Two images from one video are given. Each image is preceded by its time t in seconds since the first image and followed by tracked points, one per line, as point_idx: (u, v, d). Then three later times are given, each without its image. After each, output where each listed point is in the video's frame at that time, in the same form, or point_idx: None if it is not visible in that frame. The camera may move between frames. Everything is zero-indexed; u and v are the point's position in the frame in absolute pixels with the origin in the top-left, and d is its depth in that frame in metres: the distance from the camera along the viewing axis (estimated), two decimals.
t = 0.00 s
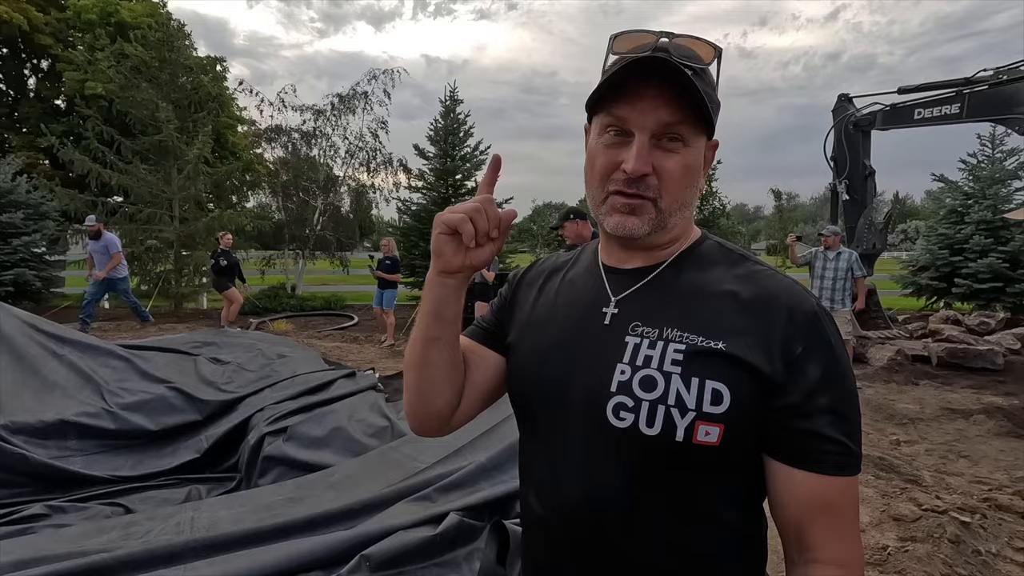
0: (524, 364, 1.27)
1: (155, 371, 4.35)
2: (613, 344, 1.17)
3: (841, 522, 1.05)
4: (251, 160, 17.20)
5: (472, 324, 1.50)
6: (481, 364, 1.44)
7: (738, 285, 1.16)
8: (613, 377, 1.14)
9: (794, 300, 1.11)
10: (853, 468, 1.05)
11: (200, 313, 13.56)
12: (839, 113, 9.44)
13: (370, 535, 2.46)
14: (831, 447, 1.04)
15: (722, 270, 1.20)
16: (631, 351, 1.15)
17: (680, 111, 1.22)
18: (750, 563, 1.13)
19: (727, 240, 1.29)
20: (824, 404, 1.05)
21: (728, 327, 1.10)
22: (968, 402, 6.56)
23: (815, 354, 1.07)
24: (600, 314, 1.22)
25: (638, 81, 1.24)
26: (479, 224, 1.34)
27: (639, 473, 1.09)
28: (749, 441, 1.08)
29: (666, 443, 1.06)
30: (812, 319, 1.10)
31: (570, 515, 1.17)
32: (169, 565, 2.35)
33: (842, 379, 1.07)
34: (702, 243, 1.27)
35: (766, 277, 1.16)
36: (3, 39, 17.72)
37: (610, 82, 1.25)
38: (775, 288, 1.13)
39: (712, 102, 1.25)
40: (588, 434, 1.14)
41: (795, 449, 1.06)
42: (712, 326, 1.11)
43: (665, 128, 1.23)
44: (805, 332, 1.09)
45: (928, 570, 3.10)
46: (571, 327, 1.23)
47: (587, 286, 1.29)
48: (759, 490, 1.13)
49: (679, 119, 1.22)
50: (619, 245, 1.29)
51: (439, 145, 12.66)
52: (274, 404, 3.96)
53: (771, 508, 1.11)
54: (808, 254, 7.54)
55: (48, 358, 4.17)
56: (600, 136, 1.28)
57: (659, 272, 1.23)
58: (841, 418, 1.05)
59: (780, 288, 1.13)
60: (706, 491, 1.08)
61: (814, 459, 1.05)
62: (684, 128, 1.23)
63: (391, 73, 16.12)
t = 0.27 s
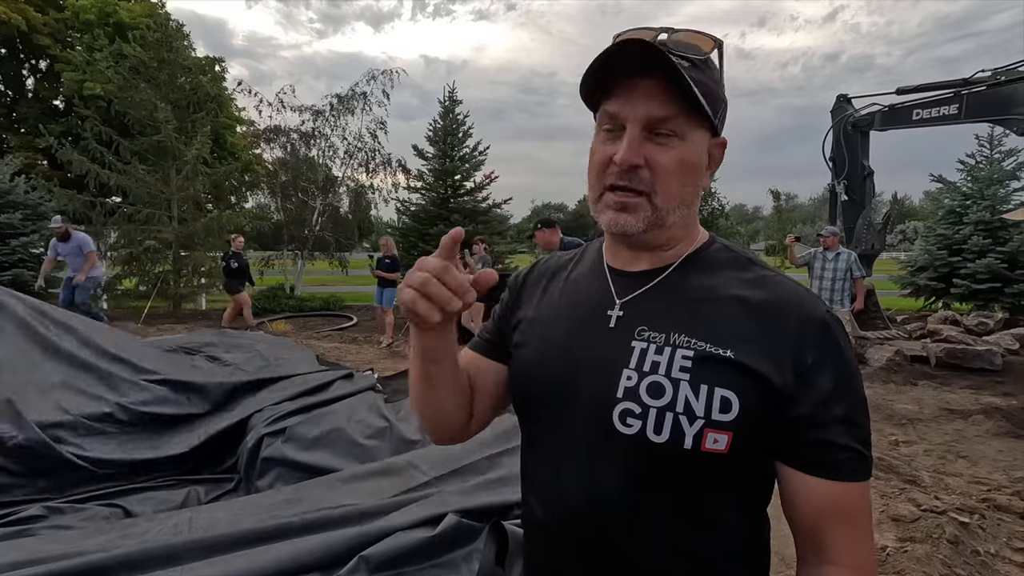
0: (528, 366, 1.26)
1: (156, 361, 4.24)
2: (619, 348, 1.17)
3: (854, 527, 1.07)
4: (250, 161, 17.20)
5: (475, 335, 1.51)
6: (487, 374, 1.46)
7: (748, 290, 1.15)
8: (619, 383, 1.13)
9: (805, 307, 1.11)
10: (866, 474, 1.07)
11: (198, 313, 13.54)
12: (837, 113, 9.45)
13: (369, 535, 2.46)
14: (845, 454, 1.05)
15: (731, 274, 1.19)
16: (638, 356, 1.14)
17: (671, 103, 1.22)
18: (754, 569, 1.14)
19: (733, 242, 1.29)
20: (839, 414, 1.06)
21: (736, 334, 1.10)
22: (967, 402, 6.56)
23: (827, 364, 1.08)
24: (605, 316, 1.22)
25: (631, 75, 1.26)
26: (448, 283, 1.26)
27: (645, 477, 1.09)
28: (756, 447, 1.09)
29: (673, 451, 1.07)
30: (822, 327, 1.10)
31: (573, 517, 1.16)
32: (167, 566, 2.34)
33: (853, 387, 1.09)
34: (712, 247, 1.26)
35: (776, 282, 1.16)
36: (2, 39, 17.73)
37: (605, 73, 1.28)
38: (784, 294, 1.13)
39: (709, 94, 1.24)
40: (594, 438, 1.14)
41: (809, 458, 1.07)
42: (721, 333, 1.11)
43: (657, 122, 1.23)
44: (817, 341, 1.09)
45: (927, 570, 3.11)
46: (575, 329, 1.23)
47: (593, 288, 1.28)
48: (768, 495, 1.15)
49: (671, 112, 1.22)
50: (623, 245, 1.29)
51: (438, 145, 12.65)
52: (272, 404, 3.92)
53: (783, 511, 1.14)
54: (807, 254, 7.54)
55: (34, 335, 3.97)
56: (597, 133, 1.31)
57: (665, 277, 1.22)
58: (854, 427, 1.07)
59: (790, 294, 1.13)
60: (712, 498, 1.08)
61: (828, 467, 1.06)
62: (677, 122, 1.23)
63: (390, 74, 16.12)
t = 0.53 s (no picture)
0: (526, 366, 1.27)
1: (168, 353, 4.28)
2: (616, 349, 1.16)
3: (852, 535, 1.06)
4: (249, 161, 17.18)
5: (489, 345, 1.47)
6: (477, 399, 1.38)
7: (747, 291, 1.14)
8: (614, 384, 1.13)
9: (805, 309, 1.09)
10: (867, 482, 1.05)
11: (198, 314, 13.51)
12: (836, 114, 9.46)
13: (368, 535, 2.45)
14: (846, 462, 1.04)
15: (731, 275, 1.18)
16: (634, 357, 1.14)
17: (615, 100, 1.19)
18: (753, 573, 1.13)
19: (737, 242, 1.28)
20: (837, 418, 1.04)
21: (732, 336, 1.09)
22: (966, 402, 6.57)
23: (826, 367, 1.06)
24: (603, 317, 1.22)
25: (580, 83, 1.27)
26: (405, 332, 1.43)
27: (638, 479, 1.08)
28: (751, 451, 1.07)
29: (665, 453, 1.06)
30: (824, 330, 1.08)
31: (569, 516, 1.17)
32: (166, 567, 2.33)
33: (855, 392, 1.07)
34: (716, 246, 1.26)
35: (778, 284, 1.14)
36: None
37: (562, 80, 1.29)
38: (784, 296, 1.12)
39: (655, 86, 1.19)
40: (589, 438, 1.14)
41: (806, 464, 1.06)
42: (716, 335, 1.10)
43: (606, 120, 1.21)
44: (816, 344, 1.07)
45: (926, 570, 3.11)
46: (574, 329, 1.23)
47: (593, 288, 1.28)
48: (767, 500, 1.13)
49: (616, 109, 1.20)
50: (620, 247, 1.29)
51: (437, 145, 12.64)
52: (272, 405, 3.87)
53: (781, 519, 1.12)
54: (806, 254, 7.54)
55: (31, 331, 3.93)
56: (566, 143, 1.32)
57: (662, 277, 1.22)
58: (853, 432, 1.04)
59: (790, 296, 1.12)
60: (705, 501, 1.07)
61: (824, 473, 1.05)
62: (625, 118, 1.19)
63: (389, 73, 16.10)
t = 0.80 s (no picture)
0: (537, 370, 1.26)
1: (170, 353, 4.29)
2: (625, 351, 1.17)
3: (856, 536, 1.04)
4: (249, 160, 17.18)
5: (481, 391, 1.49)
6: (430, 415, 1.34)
7: (756, 290, 1.14)
8: (623, 387, 1.13)
9: (812, 307, 1.09)
10: (869, 482, 1.02)
11: (198, 313, 13.50)
12: (836, 113, 9.46)
13: (369, 536, 2.45)
14: (843, 460, 1.02)
15: (738, 274, 1.18)
16: (642, 360, 1.14)
17: (705, 102, 1.23)
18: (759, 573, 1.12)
19: (743, 241, 1.29)
20: (838, 415, 1.03)
21: (739, 336, 1.09)
22: (966, 401, 6.57)
23: (831, 364, 1.05)
24: (612, 319, 1.22)
25: (659, 72, 1.24)
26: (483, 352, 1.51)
27: (647, 482, 1.09)
28: (760, 453, 1.08)
29: (675, 456, 1.06)
30: (831, 327, 1.07)
31: (578, 517, 1.17)
32: (168, 567, 2.33)
33: (859, 389, 1.05)
34: (720, 244, 1.26)
35: (785, 282, 1.14)
36: None
37: (638, 63, 1.24)
38: (792, 295, 1.11)
39: (733, 92, 1.25)
40: (597, 440, 1.14)
41: (804, 461, 1.05)
42: (725, 336, 1.10)
43: (691, 120, 1.23)
44: (821, 342, 1.06)
45: (927, 569, 3.11)
46: (583, 332, 1.23)
47: (601, 291, 1.28)
48: (771, 501, 1.12)
49: (703, 110, 1.22)
50: (637, 244, 1.29)
51: (437, 145, 12.63)
52: (271, 405, 3.86)
53: (783, 522, 1.11)
54: (806, 253, 7.54)
55: (34, 331, 3.93)
56: (619, 132, 1.28)
57: (670, 276, 1.22)
58: (857, 430, 1.02)
59: (797, 295, 1.11)
60: (715, 502, 1.07)
61: (827, 473, 1.03)
62: (709, 119, 1.23)
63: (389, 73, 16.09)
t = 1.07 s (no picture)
0: (542, 370, 1.26)
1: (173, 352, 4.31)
2: (632, 352, 1.16)
3: (866, 529, 1.06)
4: (249, 158, 17.17)
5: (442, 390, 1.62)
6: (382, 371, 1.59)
7: (762, 291, 1.14)
8: (631, 388, 1.13)
9: (821, 306, 1.10)
10: (876, 476, 1.06)
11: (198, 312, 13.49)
12: (837, 111, 9.46)
13: (370, 533, 2.45)
14: (856, 458, 1.04)
15: (744, 274, 1.18)
16: (649, 361, 1.14)
17: (727, 108, 1.23)
18: (768, 568, 1.14)
19: (744, 239, 1.29)
20: (851, 414, 1.05)
21: (749, 337, 1.10)
22: (966, 400, 6.58)
23: (842, 365, 1.06)
24: (616, 318, 1.22)
25: (682, 72, 1.21)
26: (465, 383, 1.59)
27: (659, 484, 1.09)
28: (771, 452, 1.08)
29: (686, 458, 1.07)
30: (838, 327, 1.08)
31: (584, 518, 1.16)
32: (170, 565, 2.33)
33: (867, 388, 1.08)
34: (721, 244, 1.26)
35: (790, 282, 1.15)
36: None
37: (664, 63, 1.20)
38: (799, 295, 1.12)
39: (752, 96, 1.25)
40: (607, 442, 1.14)
41: (816, 459, 1.07)
42: (735, 337, 1.11)
43: (711, 124, 1.22)
44: (830, 342, 1.07)
45: (927, 567, 3.12)
46: (588, 332, 1.22)
47: (603, 290, 1.27)
48: (780, 496, 1.14)
49: (724, 116, 1.22)
50: (642, 245, 1.29)
51: (437, 143, 12.62)
52: (272, 403, 3.85)
53: (791, 514, 1.13)
54: (806, 252, 7.55)
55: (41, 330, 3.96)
56: (636, 130, 1.25)
57: (676, 276, 1.22)
58: (866, 428, 1.05)
59: (804, 294, 1.12)
60: (726, 502, 1.08)
61: (839, 472, 1.05)
62: (728, 125, 1.24)
63: (389, 71, 16.09)
